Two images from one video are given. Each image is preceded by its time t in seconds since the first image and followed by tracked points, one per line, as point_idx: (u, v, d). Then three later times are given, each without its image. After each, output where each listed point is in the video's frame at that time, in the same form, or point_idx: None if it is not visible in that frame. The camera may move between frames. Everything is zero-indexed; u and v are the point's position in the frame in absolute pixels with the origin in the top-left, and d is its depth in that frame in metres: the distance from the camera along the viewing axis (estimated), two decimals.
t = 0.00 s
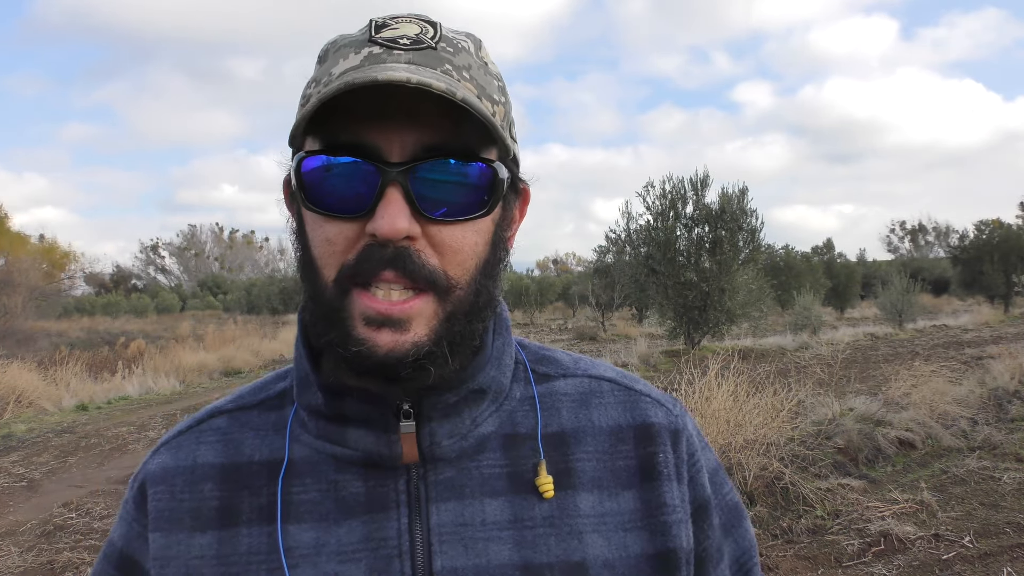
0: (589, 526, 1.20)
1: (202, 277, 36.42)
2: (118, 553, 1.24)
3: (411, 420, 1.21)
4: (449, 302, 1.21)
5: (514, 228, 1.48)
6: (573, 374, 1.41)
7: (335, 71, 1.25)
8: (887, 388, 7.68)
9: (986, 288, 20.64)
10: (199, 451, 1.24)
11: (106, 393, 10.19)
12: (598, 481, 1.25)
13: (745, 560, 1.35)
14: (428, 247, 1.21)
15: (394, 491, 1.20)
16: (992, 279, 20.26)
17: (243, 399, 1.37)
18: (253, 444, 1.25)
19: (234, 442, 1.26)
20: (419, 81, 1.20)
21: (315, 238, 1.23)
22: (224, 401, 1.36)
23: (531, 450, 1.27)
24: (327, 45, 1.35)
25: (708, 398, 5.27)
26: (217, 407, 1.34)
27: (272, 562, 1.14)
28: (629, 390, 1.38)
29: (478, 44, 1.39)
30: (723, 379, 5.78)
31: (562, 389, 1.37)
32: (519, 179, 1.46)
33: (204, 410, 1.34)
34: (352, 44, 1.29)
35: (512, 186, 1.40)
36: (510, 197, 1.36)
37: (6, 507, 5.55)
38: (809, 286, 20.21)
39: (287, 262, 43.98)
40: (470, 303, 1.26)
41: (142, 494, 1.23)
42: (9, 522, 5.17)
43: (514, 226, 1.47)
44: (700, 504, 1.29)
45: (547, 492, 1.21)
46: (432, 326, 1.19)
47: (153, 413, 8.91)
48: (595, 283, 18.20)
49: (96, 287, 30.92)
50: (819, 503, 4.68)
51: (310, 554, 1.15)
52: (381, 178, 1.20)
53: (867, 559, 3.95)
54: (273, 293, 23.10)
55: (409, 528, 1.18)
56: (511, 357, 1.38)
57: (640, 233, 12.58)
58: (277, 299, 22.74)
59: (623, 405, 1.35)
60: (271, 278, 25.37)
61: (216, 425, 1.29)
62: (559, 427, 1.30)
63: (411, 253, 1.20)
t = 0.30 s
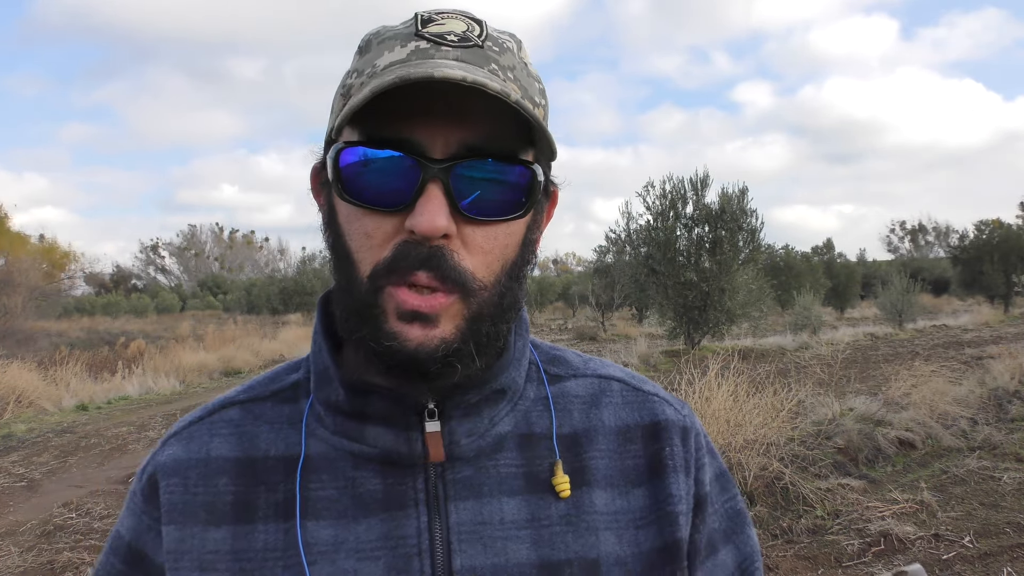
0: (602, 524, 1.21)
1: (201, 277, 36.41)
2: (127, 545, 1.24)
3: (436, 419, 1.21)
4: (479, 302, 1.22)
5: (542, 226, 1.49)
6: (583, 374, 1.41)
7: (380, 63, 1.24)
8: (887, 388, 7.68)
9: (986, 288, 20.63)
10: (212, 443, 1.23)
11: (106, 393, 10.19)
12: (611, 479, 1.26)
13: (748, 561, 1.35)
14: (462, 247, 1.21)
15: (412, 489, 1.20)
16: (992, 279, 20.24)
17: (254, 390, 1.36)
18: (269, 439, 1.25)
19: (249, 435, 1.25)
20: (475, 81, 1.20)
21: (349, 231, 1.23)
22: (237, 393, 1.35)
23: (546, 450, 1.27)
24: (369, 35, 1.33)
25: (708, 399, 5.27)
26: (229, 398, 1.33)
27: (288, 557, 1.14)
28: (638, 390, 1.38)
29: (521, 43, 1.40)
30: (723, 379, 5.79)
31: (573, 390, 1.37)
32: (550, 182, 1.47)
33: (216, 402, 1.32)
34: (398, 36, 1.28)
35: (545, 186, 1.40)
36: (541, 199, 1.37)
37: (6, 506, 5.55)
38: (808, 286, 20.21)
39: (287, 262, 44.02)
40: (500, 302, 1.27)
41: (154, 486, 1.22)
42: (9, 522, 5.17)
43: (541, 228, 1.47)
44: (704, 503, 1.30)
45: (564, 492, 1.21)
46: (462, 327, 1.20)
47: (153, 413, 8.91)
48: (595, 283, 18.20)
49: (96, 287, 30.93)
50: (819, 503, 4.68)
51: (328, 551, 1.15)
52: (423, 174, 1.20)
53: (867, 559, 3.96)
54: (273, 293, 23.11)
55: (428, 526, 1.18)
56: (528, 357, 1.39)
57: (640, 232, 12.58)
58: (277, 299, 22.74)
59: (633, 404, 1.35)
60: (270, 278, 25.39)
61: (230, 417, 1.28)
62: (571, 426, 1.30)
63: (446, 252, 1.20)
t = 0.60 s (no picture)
0: (594, 520, 1.21)
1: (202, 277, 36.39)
2: (117, 543, 1.25)
3: (426, 417, 1.21)
4: (483, 306, 1.22)
5: (541, 230, 1.50)
6: (576, 370, 1.43)
7: (390, 61, 1.25)
8: (887, 389, 7.68)
9: (986, 288, 20.63)
10: (203, 441, 1.25)
11: (106, 393, 10.19)
12: (605, 473, 1.26)
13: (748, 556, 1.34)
14: (467, 251, 1.20)
15: (401, 487, 1.19)
16: (992, 279, 20.23)
17: (246, 388, 1.37)
18: (259, 437, 1.26)
19: (239, 432, 1.26)
20: (494, 87, 1.20)
21: (351, 232, 1.23)
22: (230, 391, 1.36)
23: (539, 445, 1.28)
24: (379, 31, 1.34)
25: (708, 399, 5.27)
26: (222, 396, 1.35)
27: (275, 555, 1.14)
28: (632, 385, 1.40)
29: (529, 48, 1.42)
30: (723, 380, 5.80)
31: (565, 386, 1.39)
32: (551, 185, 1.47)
33: (208, 400, 1.34)
34: (408, 35, 1.28)
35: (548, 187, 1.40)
36: (545, 203, 1.37)
37: (6, 506, 5.55)
38: (809, 286, 20.20)
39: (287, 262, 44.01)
40: (501, 306, 1.27)
41: (144, 484, 1.24)
42: (10, 522, 5.17)
43: (541, 230, 1.48)
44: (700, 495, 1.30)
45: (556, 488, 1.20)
46: (464, 332, 1.19)
47: (153, 413, 8.90)
48: (595, 283, 18.19)
49: (97, 287, 30.92)
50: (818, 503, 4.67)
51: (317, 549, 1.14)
52: (430, 176, 1.19)
53: (866, 559, 3.96)
54: (274, 293, 23.09)
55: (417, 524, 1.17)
56: (520, 356, 1.39)
57: (640, 232, 12.59)
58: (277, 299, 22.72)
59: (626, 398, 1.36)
60: (270, 279, 25.37)
61: (221, 414, 1.30)
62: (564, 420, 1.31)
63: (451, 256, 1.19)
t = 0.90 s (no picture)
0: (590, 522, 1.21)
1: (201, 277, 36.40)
2: (112, 543, 1.25)
3: (416, 417, 1.21)
4: (470, 303, 1.21)
5: (538, 230, 1.49)
6: (573, 371, 1.45)
7: (375, 61, 1.25)
8: (887, 389, 7.69)
9: (986, 288, 20.64)
10: (198, 440, 1.25)
11: (106, 393, 10.19)
12: (602, 474, 1.26)
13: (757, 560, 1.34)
14: (452, 250, 1.19)
15: (394, 487, 1.19)
16: (992, 279, 20.21)
17: (244, 387, 1.39)
18: (253, 436, 1.26)
19: (234, 432, 1.26)
20: (468, 87, 1.20)
21: (337, 229, 1.23)
22: (226, 390, 1.37)
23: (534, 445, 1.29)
24: (366, 32, 1.35)
25: (708, 399, 5.28)
26: (219, 395, 1.35)
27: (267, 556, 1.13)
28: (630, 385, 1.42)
29: (519, 44, 1.42)
30: (723, 379, 5.80)
31: (562, 386, 1.40)
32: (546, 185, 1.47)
33: (204, 399, 1.34)
34: (393, 35, 1.29)
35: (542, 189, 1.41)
36: (537, 201, 1.36)
37: (6, 507, 5.55)
38: (809, 286, 20.21)
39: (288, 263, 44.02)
40: (490, 304, 1.25)
41: (138, 484, 1.24)
42: (10, 522, 5.17)
43: (537, 229, 1.47)
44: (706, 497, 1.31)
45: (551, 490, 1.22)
46: (451, 330, 1.18)
47: (154, 413, 8.89)
48: (595, 283, 18.19)
49: (97, 287, 30.92)
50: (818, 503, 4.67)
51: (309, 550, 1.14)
52: (413, 177, 1.19)
53: (867, 558, 3.96)
54: (274, 293, 23.09)
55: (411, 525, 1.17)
56: (515, 357, 1.39)
57: (640, 232, 12.61)
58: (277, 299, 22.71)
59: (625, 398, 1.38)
60: (270, 278, 25.38)
61: (217, 413, 1.30)
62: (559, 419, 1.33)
63: (436, 254, 1.18)
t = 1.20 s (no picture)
0: (595, 527, 1.21)
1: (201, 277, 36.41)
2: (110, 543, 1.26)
3: (419, 418, 1.20)
4: (474, 303, 1.21)
5: (542, 229, 1.49)
6: (577, 370, 1.43)
7: (378, 56, 1.25)
8: (887, 389, 7.69)
9: (985, 288, 20.64)
10: (197, 440, 1.25)
11: (106, 393, 10.19)
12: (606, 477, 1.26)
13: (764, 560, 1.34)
14: (455, 250, 1.20)
15: (396, 489, 1.19)
16: (992, 279, 20.20)
17: (243, 386, 1.39)
18: (253, 436, 1.26)
19: (233, 432, 1.26)
20: (471, 85, 1.19)
21: (339, 228, 1.23)
22: (226, 390, 1.37)
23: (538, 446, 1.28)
24: (368, 27, 1.35)
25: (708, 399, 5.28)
26: (218, 394, 1.35)
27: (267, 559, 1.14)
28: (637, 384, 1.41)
29: (525, 39, 1.41)
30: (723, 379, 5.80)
31: (566, 386, 1.39)
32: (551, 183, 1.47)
33: (203, 399, 1.34)
34: (396, 30, 1.28)
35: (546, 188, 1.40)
36: (541, 199, 1.36)
37: (6, 507, 5.55)
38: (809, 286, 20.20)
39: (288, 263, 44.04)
40: (493, 304, 1.25)
41: (137, 484, 1.24)
42: (10, 522, 5.17)
43: (541, 228, 1.47)
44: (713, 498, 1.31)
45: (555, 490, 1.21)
46: (455, 331, 1.19)
47: (154, 413, 8.89)
48: (595, 283, 18.17)
49: (97, 287, 30.93)
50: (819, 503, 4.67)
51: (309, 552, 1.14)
52: (415, 175, 1.19)
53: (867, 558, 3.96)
54: (274, 293, 23.10)
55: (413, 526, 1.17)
56: (519, 358, 1.39)
57: (640, 232, 12.61)
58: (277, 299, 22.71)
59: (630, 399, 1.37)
60: (270, 278, 25.38)
61: (216, 413, 1.30)
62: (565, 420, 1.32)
63: (438, 254, 1.18)
